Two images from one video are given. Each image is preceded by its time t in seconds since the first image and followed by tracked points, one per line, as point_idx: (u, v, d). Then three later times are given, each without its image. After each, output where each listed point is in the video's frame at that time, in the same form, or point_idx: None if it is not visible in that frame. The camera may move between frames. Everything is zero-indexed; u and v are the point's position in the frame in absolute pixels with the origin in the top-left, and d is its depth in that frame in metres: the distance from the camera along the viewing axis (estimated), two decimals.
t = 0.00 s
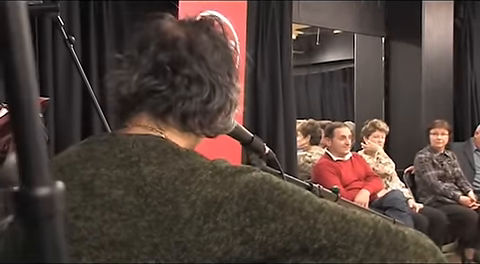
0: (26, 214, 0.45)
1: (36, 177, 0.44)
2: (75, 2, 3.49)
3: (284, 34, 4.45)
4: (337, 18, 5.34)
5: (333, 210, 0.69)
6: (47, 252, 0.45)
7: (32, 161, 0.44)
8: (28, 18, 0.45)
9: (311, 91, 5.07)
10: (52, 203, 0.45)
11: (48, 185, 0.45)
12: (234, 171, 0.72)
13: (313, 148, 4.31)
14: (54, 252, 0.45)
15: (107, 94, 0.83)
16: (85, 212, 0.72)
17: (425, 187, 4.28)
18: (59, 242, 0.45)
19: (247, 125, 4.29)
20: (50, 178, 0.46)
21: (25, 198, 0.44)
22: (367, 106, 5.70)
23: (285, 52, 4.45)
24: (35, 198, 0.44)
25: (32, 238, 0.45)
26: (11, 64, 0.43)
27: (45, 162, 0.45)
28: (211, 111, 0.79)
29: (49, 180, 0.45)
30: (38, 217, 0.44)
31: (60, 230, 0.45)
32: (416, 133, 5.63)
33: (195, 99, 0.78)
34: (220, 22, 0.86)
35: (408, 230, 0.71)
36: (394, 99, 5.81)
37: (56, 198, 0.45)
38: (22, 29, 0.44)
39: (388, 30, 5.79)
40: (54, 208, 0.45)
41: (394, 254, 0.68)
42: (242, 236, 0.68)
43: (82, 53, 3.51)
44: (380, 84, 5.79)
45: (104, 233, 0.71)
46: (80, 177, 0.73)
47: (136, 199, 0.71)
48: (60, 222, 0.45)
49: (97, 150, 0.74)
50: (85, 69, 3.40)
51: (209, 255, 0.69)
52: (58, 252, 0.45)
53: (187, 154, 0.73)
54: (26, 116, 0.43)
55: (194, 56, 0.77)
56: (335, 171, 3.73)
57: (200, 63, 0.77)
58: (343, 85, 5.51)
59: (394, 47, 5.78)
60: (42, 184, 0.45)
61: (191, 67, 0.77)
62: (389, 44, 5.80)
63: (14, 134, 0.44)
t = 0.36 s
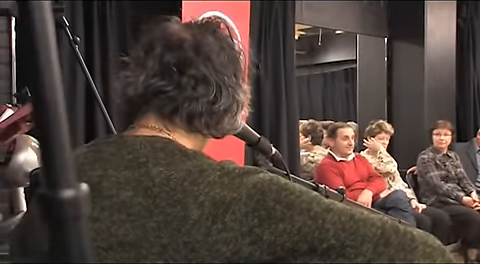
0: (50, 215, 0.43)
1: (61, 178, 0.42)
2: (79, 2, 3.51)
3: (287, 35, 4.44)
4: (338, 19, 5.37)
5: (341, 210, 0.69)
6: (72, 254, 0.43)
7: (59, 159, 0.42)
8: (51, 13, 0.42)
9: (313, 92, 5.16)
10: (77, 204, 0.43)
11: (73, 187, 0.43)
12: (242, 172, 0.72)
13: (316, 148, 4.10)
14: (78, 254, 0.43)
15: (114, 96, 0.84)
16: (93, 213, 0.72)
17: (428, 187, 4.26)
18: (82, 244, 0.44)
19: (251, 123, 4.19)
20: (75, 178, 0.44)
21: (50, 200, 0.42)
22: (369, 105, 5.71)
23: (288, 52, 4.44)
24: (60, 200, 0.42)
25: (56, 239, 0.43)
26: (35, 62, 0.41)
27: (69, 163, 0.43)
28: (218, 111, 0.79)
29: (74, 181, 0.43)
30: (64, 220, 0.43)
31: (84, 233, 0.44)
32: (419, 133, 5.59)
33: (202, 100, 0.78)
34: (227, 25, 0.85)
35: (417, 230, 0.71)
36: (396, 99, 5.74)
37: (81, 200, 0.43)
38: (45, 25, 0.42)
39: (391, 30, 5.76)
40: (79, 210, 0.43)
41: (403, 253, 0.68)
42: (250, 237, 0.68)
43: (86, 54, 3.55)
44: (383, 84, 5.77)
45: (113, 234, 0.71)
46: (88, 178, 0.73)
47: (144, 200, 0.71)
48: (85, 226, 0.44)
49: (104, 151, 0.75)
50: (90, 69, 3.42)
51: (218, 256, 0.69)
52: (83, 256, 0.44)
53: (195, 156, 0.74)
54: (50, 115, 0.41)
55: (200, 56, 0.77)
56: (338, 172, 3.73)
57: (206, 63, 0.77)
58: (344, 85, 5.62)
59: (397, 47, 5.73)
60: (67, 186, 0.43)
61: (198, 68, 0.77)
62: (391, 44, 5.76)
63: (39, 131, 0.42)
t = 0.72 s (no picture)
0: (85, 216, 0.48)
1: (95, 182, 0.48)
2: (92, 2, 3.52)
3: (298, 34, 4.45)
4: (348, 20, 5.31)
5: (356, 208, 0.68)
6: (104, 251, 0.49)
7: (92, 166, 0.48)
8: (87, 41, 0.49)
9: (323, 90, 5.03)
10: (110, 205, 0.48)
11: (106, 189, 0.48)
12: (256, 171, 0.71)
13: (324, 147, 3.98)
14: (111, 249, 0.49)
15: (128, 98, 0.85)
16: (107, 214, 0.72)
17: (439, 188, 4.24)
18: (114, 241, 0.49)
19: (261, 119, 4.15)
20: (107, 182, 0.49)
21: (84, 202, 0.48)
22: (379, 107, 5.59)
23: (299, 53, 4.44)
24: (93, 202, 0.48)
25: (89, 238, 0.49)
26: (72, 83, 0.48)
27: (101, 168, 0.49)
28: (202, 84, 0.74)
29: (106, 184, 0.49)
30: (97, 220, 0.48)
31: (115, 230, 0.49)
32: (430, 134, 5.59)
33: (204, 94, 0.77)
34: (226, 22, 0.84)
35: (433, 229, 0.71)
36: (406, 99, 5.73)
37: (114, 201, 0.49)
38: (81, 44, 0.48)
39: (401, 30, 5.74)
40: (111, 211, 0.48)
41: (419, 252, 0.68)
42: (266, 236, 0.68)
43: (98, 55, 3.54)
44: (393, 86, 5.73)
45: (128, 235, 0.71)
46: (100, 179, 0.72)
47: (158, 200, 0.71)
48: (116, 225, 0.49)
49: (116, 152, 0.75)
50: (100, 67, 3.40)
51: (233, 256, 0.69)
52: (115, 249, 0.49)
53: (207, 154, 0.74)
54: (84, 125, 0.48)
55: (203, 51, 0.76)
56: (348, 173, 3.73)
57: (179, 45, 0.76)
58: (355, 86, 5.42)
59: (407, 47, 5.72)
60: (100, 188, 0.48)
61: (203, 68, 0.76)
62: (402, 45, 5.73)
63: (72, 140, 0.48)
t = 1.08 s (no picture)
0: (114, 216, 0.50)
1: (122, 184, 0.49)
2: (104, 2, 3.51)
3: (307, 35, 4.42)
4: (359, 21, 5.23)
5: (371, 212, 0.67)
6: (132, 250, 0.50)
7: (119, 166, 0.49)
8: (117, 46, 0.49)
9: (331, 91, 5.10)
10: (138, 206, 0.50)
11: (134, 189, 0.50)
12: (269, 173, 0.71)
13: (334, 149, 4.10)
14: (139, 250, 0.50)
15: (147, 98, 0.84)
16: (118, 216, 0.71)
17: (448, 189, 4.21)
18: (142, 241, 0.50)
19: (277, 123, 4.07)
20: (135, 182, 0.50)
21: (113, 201, 0.50)
22: (387, 107, 5.65)
23: (308, 52, 4.43)
24: (122, 202, 0.49)
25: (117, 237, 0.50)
26: (101, 84, 0.48)
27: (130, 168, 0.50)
28: (194, 79, 0.78)
29: (135, 185, 0.50)
30: (125, 220, 0.50)
31: (143, 229, 0.51)
32: (439, 133, 5.54)
33: (214, 97, 0.78)
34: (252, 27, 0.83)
35: (448, 231, 0.70)
36: (415, 99, 5.69)
37: (142, 203, 0.50)
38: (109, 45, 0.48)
39: (411, 30, 5.69)
40: (139, 211, 0.50)
41: (435, 256, 0.67)
42: (279, 239, 0.68)
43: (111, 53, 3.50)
44: (402, 86, 5.72)
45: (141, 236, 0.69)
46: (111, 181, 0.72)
47: (171, 202, 0.70)
48: (144, 225, 0.51)
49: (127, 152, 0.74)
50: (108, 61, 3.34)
51: (246, 258, 0.68)
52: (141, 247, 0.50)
53: (220, 155, 0.73)
54: (112, 127, 0.49)
55: (215, 56, 0.78)
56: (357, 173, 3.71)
57: (187, 49, 0.81)
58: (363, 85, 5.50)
59: (417, 48, 5.67)
60: (128, 188, 0.50)
61: (217, 73, 0.78)
62: (411, 45, 5.69)
63: (101, 140, 0.49)
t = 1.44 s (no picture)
0: (132, 218, 0.41)
1: (141, 182, 0.41)
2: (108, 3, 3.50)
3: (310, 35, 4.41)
4: (361, 22, 5.13)
5: (384, 218, 0.66)
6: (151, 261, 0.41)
7: (136, 162, 0.41)
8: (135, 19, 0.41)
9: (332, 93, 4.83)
10: (158, 208, 0.42)
11: (153, 190, 0.42)
12: (280, 177, 0.69)
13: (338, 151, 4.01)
14: (159, 257, 0.42)
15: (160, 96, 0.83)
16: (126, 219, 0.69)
17: (451, 191, 4.19)
18: (163, 247, 0.42)
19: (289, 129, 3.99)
20: (155, 181, 0.42)
21: (128, 202, 0.41)
22: (390, 108, 5.44)
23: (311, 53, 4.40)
24: (140, 203, 0.41)
25: (134, 240, 0.41)
26: (116, 65, 0.40)
27: (150, 163, 0.41)
28: (208, 81, 0.77)
29: (154, 184, 0.42)
30: (144, 223, 0.41)
31: (164, 236, 0.42)
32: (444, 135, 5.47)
33: (228, 102, 0.77)
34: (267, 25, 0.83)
35: (461, 239, 0.69)
36: (418, 101, 5.60)
37: (162, 205, 0.42)
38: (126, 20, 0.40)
39: (414, 32, 5.62)
40: (159, 213, 0.42)
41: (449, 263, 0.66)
42: (290, 245, 0.66)
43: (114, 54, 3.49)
44: (405, 87, 5.59)
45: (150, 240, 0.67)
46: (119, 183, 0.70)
47: (181, 205, 0.68)
48: (163, 232, 0.42)
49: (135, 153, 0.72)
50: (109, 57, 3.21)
51: None
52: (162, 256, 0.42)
53: (230, 158, 0.71)
54: (128, 115, 0.41)
55: (230, 59, 0.77)
56: (360, 175, 3.69)
57: (201, 49, 0.80)
58: (365, 87, 5.19)
59: (420, 49, 5.59)
60: (148, 188, 0.41)
61: (231, 76, 0.77)
62: (415, 47, 5.60)
63: (118, 130, 0.41)
